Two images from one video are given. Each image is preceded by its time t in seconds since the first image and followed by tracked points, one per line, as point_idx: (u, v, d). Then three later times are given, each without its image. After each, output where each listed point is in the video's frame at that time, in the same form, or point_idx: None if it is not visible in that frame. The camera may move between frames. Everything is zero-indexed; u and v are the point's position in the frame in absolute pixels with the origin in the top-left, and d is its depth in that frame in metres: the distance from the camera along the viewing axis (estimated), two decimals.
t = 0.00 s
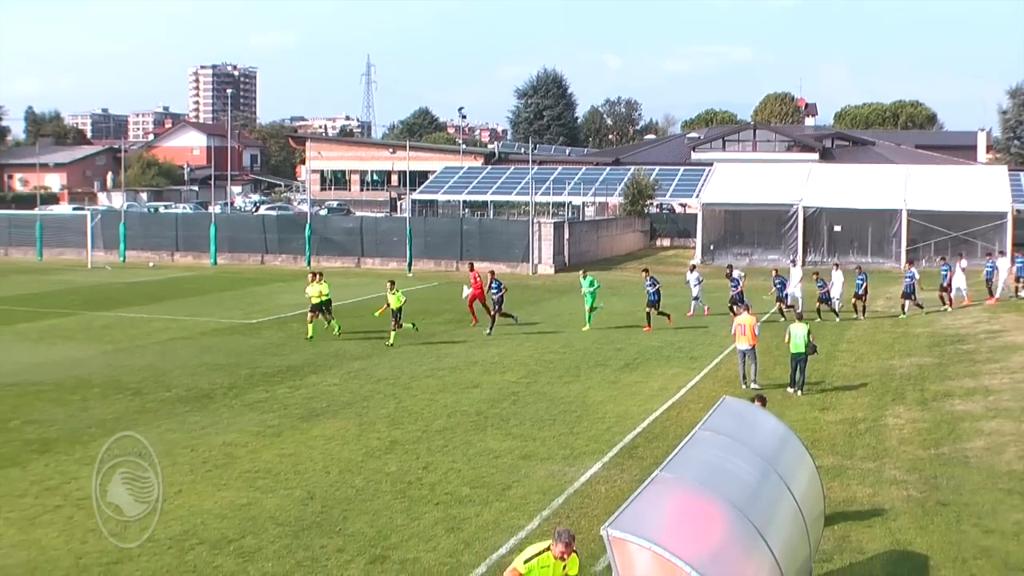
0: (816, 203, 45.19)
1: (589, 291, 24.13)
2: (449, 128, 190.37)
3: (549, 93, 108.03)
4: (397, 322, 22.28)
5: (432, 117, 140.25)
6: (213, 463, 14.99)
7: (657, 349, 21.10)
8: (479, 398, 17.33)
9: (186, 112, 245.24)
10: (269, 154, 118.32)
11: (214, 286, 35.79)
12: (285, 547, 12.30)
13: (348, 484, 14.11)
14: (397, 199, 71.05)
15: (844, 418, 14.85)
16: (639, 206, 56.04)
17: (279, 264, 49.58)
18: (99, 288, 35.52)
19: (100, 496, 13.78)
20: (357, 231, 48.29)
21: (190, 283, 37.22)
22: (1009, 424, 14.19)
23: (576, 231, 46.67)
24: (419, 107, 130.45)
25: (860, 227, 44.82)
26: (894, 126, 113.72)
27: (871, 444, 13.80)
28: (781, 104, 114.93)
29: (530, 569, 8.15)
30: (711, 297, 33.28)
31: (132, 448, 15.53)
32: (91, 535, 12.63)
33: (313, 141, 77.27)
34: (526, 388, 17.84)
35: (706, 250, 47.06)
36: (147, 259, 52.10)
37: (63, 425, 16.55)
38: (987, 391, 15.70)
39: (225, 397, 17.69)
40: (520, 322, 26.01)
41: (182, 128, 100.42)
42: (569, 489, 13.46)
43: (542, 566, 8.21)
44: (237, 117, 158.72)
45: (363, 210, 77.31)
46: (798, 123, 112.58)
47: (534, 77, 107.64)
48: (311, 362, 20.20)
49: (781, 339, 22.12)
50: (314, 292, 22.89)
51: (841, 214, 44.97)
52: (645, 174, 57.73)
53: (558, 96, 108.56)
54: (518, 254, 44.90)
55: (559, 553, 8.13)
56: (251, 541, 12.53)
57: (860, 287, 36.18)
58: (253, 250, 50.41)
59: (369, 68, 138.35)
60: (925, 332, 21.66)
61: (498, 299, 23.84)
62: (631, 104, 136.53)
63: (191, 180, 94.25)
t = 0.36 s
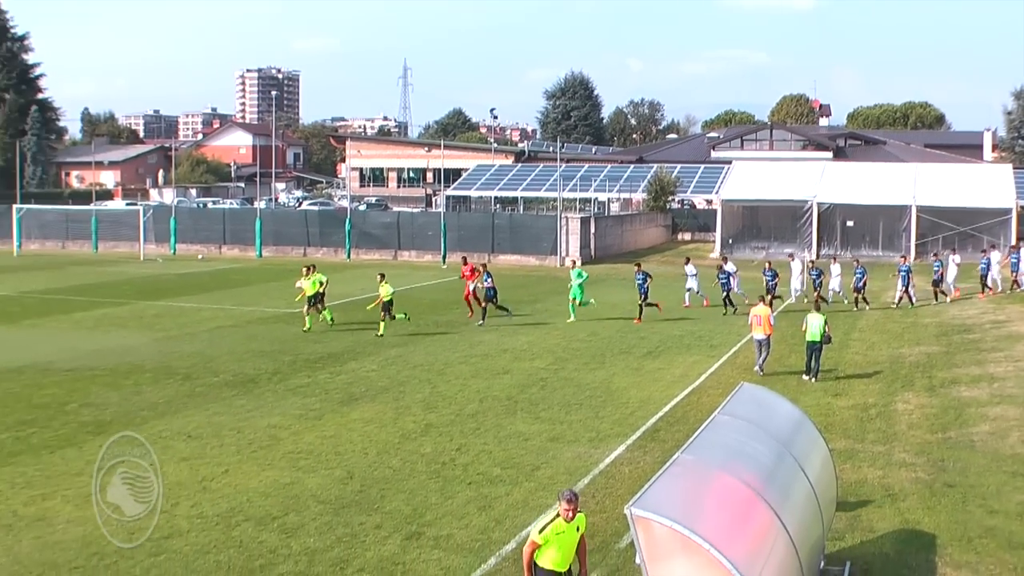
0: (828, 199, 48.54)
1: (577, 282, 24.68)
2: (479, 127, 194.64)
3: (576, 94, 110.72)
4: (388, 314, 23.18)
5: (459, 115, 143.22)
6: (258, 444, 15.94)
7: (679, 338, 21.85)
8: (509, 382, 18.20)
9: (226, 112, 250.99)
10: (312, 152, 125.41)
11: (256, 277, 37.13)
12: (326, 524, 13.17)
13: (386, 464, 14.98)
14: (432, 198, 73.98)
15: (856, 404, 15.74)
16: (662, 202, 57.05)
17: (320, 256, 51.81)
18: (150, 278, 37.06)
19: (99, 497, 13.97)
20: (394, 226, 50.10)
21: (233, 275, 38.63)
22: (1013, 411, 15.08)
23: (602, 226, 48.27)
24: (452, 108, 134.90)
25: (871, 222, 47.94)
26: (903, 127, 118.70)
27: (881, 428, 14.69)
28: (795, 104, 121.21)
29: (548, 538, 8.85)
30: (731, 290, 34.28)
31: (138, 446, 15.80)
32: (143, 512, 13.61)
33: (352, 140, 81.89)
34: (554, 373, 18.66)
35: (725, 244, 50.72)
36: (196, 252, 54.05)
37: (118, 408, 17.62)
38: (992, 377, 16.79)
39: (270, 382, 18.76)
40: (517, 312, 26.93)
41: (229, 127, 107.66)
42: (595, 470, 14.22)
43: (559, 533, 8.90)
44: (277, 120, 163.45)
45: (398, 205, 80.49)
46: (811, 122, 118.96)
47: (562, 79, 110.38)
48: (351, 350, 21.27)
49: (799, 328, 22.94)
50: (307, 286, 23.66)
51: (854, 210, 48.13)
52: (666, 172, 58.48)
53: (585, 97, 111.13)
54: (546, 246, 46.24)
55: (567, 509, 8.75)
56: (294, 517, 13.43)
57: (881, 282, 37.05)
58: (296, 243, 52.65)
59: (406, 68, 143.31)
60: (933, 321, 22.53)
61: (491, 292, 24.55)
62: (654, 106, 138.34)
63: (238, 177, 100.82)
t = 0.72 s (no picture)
0: (845, 198, 51.18)
1: (568, 274, 25.24)
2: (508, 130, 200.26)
3: (603, 98, 115.36)
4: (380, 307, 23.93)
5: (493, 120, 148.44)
6: (302, 428, 16.88)
7: (701, 328, 22.68)
8: (539, 371, 19.08)
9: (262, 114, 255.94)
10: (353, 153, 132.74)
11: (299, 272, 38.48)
12: (365, 504, 14.08)
13: (422, 448, 15.85)
14: (467, 196, 75.78)
15: (869, 393, 16.66)
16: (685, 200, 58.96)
17: (361, 251, 54.74)
18: (199, 272, 38.52)
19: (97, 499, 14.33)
20: (430, 222, 53.08)
21: (277, 269, 40.00)
22: (1019, 399, 15.99)
23: (629, 223, 50.65)
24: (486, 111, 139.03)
25: (884, 219, 50.53)
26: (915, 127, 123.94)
27: (894, 415, 15.56)
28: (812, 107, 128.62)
29: (554, 518, 9.53)
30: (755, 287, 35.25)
31: (137, 448, 16.27)
32: (194, 494, 14.60)
33: (392, 141, 84.98)
34: (583, 362, 19.52)
35: (745, 240, 53.43)
36: (243, 247, 57.46)
37: (170, 394, 18.66)
38: (1000, 368, 17.77)
39: (313, 370, 19.80)
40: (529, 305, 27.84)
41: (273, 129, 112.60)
42: (620, 455, 15.02)
43: (561, 513, 9.57)
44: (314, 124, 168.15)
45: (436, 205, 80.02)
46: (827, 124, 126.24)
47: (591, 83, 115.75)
48: (390, 340, 22.30)
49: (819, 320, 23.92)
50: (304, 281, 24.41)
51: (868, 207, 50.77)
52: (690, 171, 60.59)
53: (612, 100, 115.73)
54: (575, 242, 49.23)
55: (567, 489, 9.41)
56: (335, 499, 14.32)
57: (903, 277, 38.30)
58: (337, 239, 55.79)
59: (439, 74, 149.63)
60: (943, 315, 23.71)
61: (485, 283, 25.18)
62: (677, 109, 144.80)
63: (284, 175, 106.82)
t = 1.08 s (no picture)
0: (852, 196, 53.14)
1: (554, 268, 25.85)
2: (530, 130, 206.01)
3: (622, 100, 119.48)
4: (366, 302, 24.56)
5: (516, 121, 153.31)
6: (336, 413, 17.82)
7: (715, 319, 23.57)
8: (561, 360, 19.97)
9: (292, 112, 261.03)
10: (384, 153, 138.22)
11: (334, 266, 39.94)
12: (396, 486, 14.96)
13: (450, 433, 16.73)
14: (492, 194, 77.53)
15: (875, 381, 17.54)
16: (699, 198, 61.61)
17: (392, 246, 57.71)
18: (237, 265, 39.89)
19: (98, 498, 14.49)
20: (458, 218, 56.04)
21: (312, 263, 41.39)
22: (1017, 387, 16.84)
23: (646, 219, 53.38)
24: (511, 113, 144.85)
25: (890, 216, 52.42)
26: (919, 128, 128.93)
27: (898, 404, 16.40)
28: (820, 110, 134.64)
29: (568, 504, 10.30)
30: (771, 281, 36.32)
31: (138, 450, 16.44)
32: (234, 476, 15.56)
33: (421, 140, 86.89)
34: (602, 352, 20.42)
35: (757, 236, 55.43)
36: (280, 242, 60.29)
37: (211, 380, 19.68)
38: (999, 357, 18.72)
39: (346, 359, 20.77)
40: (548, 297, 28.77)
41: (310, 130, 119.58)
42: (638, 440, 15.87)
43: (581, 500, 10.27)
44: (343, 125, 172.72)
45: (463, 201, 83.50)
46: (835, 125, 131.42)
47: (611, 86, 119.79)
48: (419, 329, 23.26)
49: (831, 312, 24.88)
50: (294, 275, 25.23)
51: (873, 205, 52.80)
52: (705, 170, 63.51)
53: (630, 103, 119.97)
54: (596, 238, 52.04)
55: (580, 476, 10.12)
56: (367, 480, 15.22)
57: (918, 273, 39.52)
58: (369, 234, 58.75)
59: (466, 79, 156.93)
60: (947, 308, 24.85)
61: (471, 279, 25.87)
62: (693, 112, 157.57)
63: (320, 175, 111.90)
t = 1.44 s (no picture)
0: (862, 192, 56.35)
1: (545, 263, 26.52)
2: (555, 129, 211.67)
3: (644, 100, 129.46)
4: (357, 294, 25.42)
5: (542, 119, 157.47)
6: (371, 397, 18.76)
7: (731, 310, 24.53)
8: (584, 348, 20.91)
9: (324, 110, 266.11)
10: (417, 151, 142.54)
11: (368, 258, 41.26)
12: (427, 467, 15.87)
13: (479, 417, 17.64)
14: (518, 190, 79.16)
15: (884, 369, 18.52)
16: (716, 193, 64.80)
17: (423, 239, 60.11)
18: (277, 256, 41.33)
19: (97, 498, 14.80)
20: (486, 213, 58.33)
21: (349, 255, 42.76)
22: (1018, 374, 17.80)
23: (665, 214, 55.69)
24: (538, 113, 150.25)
25: (898, 212, 55.57)
26: (927, 128, 133.86)
27: (905, 391, 17.29)
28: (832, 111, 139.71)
29: (592, 491, 10.87)
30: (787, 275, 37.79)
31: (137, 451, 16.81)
32: (274, 456, 16.53)
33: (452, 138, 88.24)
34: (623, 340, 21.38)
35: (771, 230, 58.95)
36: (318, 235, 62.98)
37: (252, 366, 20.70)
38: (1003, 346, 19.79)
39: (380, 346, 21.72)
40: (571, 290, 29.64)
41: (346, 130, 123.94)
42: (657, 425, 16.77)
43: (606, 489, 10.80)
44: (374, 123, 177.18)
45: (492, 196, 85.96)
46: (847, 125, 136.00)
47: (633, 86, 128.96)
48: (450, 317, 24.25)
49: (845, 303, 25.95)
50: (290, 267, 25.99)
51: (882, 201, 55.88)
52: (722, 167, 66.75)
53: (651, 102, 129.75)
54: (617, 231, 54.35)
55: (607, 470, 10.70)
56: (400, 461, 16.14)
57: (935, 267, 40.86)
58: (401, 228, 61.16)
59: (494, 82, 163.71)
60: (953, 300, 26.18)
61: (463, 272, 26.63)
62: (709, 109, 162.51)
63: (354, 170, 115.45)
